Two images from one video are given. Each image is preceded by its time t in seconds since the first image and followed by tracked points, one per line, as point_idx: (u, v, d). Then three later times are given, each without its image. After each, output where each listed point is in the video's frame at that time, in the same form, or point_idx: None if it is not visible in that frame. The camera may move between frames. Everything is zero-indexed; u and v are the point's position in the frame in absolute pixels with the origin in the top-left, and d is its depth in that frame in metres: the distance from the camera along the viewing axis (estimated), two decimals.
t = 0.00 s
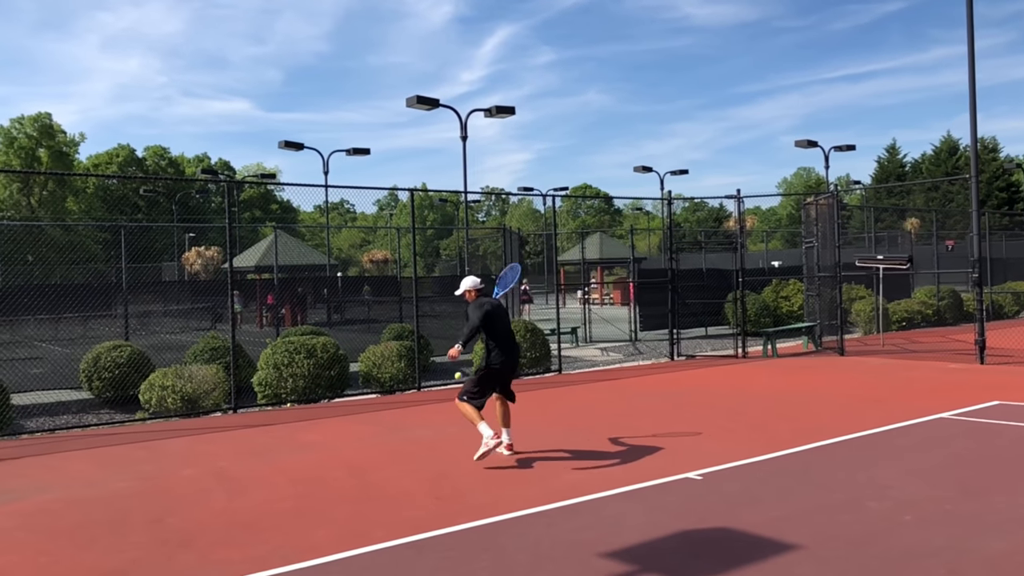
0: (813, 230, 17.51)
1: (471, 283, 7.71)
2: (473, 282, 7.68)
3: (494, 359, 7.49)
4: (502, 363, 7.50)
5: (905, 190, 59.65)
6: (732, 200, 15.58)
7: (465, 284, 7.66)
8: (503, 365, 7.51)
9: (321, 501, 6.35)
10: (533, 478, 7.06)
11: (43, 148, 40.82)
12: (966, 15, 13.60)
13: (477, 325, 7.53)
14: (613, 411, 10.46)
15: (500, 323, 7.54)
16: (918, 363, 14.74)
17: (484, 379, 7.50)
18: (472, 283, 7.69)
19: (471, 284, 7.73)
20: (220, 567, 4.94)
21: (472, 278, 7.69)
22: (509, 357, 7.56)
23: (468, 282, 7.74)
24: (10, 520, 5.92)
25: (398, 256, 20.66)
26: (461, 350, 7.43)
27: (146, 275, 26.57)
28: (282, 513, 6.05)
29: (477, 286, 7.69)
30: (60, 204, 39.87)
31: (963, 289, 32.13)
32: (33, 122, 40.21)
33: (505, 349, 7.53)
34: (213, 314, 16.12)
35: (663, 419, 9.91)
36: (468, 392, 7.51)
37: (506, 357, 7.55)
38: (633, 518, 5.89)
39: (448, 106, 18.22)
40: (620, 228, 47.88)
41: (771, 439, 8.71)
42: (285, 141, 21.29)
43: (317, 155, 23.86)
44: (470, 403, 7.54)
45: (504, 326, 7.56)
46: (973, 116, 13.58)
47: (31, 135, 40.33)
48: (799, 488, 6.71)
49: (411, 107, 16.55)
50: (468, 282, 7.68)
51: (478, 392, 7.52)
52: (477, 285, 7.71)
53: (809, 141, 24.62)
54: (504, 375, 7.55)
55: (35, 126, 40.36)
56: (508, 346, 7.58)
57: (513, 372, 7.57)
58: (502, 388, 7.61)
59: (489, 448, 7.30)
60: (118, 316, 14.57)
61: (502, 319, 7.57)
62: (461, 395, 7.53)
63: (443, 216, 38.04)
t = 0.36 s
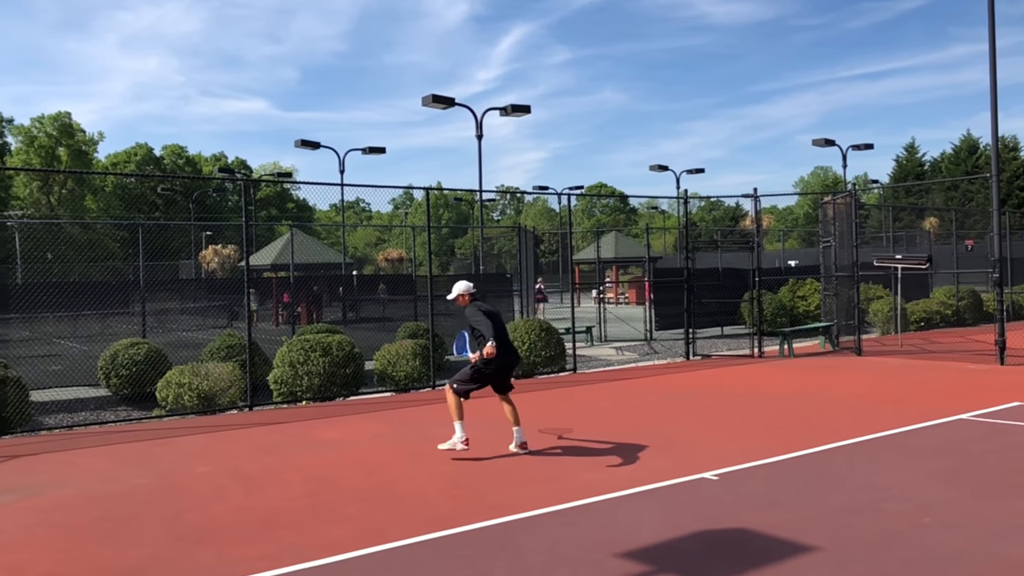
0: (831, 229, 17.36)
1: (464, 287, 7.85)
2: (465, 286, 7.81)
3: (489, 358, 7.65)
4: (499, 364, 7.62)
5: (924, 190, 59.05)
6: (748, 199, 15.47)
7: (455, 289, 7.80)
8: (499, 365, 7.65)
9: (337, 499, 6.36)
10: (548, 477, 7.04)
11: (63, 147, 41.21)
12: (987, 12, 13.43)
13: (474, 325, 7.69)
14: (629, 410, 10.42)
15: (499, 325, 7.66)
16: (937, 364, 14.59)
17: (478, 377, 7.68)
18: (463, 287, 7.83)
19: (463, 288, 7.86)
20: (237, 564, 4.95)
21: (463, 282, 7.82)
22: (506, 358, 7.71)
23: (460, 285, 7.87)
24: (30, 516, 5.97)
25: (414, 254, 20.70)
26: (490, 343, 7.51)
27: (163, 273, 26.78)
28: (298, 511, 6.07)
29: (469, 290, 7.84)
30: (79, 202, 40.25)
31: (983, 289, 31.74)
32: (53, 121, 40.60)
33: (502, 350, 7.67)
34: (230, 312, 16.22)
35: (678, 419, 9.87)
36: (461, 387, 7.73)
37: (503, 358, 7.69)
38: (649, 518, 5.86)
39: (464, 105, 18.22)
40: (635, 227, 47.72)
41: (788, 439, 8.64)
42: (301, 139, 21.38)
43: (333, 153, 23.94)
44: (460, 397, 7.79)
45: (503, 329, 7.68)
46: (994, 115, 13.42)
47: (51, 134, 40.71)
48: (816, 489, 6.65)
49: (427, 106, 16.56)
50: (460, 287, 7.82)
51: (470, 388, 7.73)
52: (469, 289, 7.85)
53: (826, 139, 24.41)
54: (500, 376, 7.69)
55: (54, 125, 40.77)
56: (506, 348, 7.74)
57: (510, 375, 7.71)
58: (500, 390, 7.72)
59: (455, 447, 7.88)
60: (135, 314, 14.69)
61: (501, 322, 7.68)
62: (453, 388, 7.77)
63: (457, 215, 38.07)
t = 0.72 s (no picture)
0: (850, 228, 17.18)
1: (458, 288, 7.91)
2: (459, 287, 7.88)
3: (486, 358, 7.80)
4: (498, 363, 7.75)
5: (945, 188, 58.35)
6: (766, 197, 15.34)
7: (448, 291, 7.86)
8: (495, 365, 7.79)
9: (353, 499, 6.34)
10: (565, 477, 6.99)
11: (83, 146, 41.62)
12: (1011, 7, 13.21)
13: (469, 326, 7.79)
14: (647, 410, 10.34)
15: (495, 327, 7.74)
16: (959, 364, 14.37)
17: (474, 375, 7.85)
18: (459, 288, 7.90)
19: (457, 289, 7.92)
20: (253, 562, 4.94)
21: (457, 284, 7.88)
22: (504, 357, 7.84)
23: (455, 286, 7.94)
24: (49, 513, 6.00)
25: (431, 253, 20.71)
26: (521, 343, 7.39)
27: (182, 271, 26.98)
28: (314, 509, 6.06)
29: (464, 291, 7.90)
30: (99, 202, 40.63)
31: (1006, 288, 31.31)
32: (74, 121, 41.02)
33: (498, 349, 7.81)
34: (247, 310, 16.31)
35: (695, 418, 9.79)
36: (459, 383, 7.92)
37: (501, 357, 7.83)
38: (667, 518, 5.80)
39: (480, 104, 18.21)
40: (652, 226, 47.51)
41: (808, 440, 8.54)
42: (319, 139, 21.46)
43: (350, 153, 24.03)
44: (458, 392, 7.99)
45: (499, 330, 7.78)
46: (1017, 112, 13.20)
47: (72, 134, 41.12)
48: (838, 491, 6.55)
49: (443, 105, 16.55)
50: (455, 288, 7.89)
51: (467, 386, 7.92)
52: (464, 290, 7.92)
53: (846, 137, 24.16)
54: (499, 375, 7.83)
55: (75, 124, 41.16)
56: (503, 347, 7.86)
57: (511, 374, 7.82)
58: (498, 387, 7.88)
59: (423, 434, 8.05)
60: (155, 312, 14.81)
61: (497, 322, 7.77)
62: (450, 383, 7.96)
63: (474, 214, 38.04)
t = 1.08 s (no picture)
0: (866, 228, 17.05)
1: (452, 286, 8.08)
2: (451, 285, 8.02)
3: (480, 356, 7.95)
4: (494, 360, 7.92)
5: (962, 187, 57.83)
6: (781, 196, 15.24)
7: (442, 290, 7.97)
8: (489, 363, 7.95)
9: (366, 498, 6.34)
10: (578, 477, 6.95)
11: (99, 146, 41.96)
12: None
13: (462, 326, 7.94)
14: (660, 410, 10.29)
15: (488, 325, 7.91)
16: (977, 365, 14.22)
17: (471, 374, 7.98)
18: (451, 287, 8.04)
19: (450, 288, 8.06)
20: (266, 560, 4.94)
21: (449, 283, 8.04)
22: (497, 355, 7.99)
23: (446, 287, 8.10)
24: (65, 512, 6.03)
25: (444, 252, 20.69)
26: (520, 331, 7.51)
27: (197, 271, 27.12)
28: (328, 508, 6.06)
29: (456, 289, 8.04)
30: (115, 201, 40.94)
31: None
32: (90, 122, 41.33)
33: (491, 347, 7.95)
34: (261, 309, 16.37)
35: (709, 419, 9.74)
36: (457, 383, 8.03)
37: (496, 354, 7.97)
38: (681, 519, 5.76)
39: (492, 103, 18.20)
40: (666, 225, 47.31)
41: (823, 440, 8.46)
42: (333, 138, 21.52)
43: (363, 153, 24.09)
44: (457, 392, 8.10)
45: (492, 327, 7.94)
46: None
47: (88, 134, 41.45)
48: (854, 492, 6.48)
49: (456, 105, 16.55)
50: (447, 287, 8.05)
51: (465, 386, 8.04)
52: (456, 289, 8.07)
53: (861, 136, 23.98)
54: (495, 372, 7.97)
55: (91, 125, 41.49)
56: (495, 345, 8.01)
57: (507, 370, 7.98)
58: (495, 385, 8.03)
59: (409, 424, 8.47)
60: (170, 311, 14.90)
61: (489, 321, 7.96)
62: (447, 385, 8.06)
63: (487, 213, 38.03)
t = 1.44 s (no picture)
0: (877, 228, 16.95)
1: (444, 286, 8.06)
2: (443, 285, 8.05)
3: (471, 357, 8.06)
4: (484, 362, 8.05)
5: (974, 187, 57.45)
6: (791, 196, 15.15)
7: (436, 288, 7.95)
8: (478, 362, 8.05)
9: (375, 498, 6.32)
10: (588, 478, 6.92)
11: (110, 147, 42.16)
12: None
13: (453, 327, 8.04)
14: (670, 411, 10.24)
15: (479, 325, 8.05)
16: (990, 366, 14.10)
17: (462, 374, 8.07)
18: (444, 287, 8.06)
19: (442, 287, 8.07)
20: (275, 561, 4.94)
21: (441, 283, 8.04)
22: (487, 355, 8.10)
23: (438, 286, 8.10)
24: (76, 511, 6.05)
25: (453, 252, 20.69)
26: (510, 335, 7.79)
27: (207, 271, 27.21)
28: (337, 508, 6.06)
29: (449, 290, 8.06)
30: (126, 202, 41.11)
31: None
32: (101, 122, 41.53)
33: (482, 348, 8.06)
34: (271, 310, 16.40)
35: (719, 419, 9.69)
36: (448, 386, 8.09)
37: (486, 354, 8.09)
38: (692, 520, 5.72)
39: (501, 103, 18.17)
40: (675, 225, 47.18)
41: (834, 441, 8.40)
42: (342, 139, 21.55)
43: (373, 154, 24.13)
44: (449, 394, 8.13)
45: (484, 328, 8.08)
46: None
47: (98, 135, 41.67)
48: (865, 493, 6.43)
49: (465, 105, 16.54)
50: (439, 287, 8.03)
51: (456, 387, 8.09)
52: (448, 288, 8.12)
53: (872, 135, 23.84)
54: (485, 372, 8.08)
55: (102, 125, 41.71)
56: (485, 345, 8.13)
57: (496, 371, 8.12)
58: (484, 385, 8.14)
59: (406, 426, 8.45)
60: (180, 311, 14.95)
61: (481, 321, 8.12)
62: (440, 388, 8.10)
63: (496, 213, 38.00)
